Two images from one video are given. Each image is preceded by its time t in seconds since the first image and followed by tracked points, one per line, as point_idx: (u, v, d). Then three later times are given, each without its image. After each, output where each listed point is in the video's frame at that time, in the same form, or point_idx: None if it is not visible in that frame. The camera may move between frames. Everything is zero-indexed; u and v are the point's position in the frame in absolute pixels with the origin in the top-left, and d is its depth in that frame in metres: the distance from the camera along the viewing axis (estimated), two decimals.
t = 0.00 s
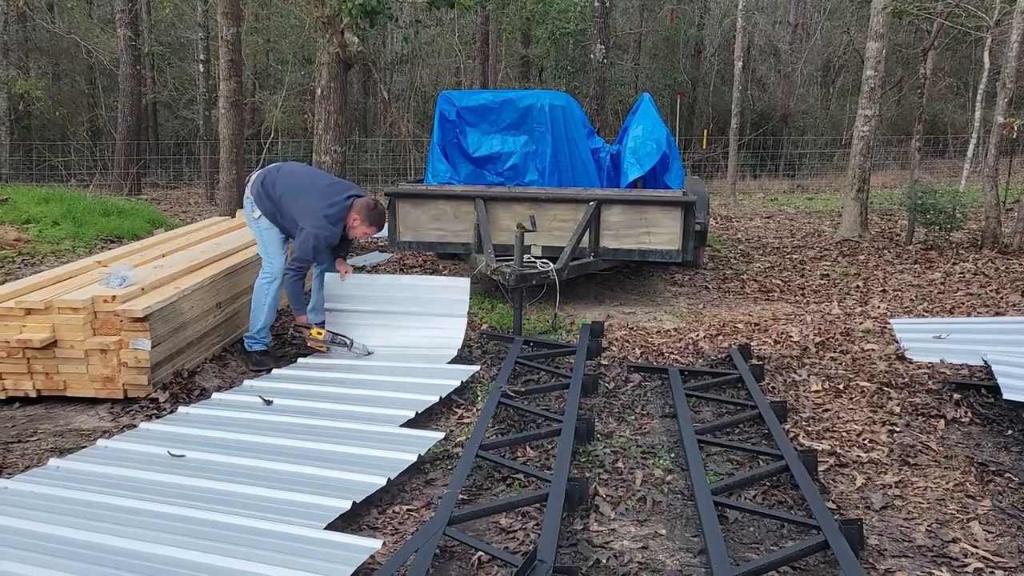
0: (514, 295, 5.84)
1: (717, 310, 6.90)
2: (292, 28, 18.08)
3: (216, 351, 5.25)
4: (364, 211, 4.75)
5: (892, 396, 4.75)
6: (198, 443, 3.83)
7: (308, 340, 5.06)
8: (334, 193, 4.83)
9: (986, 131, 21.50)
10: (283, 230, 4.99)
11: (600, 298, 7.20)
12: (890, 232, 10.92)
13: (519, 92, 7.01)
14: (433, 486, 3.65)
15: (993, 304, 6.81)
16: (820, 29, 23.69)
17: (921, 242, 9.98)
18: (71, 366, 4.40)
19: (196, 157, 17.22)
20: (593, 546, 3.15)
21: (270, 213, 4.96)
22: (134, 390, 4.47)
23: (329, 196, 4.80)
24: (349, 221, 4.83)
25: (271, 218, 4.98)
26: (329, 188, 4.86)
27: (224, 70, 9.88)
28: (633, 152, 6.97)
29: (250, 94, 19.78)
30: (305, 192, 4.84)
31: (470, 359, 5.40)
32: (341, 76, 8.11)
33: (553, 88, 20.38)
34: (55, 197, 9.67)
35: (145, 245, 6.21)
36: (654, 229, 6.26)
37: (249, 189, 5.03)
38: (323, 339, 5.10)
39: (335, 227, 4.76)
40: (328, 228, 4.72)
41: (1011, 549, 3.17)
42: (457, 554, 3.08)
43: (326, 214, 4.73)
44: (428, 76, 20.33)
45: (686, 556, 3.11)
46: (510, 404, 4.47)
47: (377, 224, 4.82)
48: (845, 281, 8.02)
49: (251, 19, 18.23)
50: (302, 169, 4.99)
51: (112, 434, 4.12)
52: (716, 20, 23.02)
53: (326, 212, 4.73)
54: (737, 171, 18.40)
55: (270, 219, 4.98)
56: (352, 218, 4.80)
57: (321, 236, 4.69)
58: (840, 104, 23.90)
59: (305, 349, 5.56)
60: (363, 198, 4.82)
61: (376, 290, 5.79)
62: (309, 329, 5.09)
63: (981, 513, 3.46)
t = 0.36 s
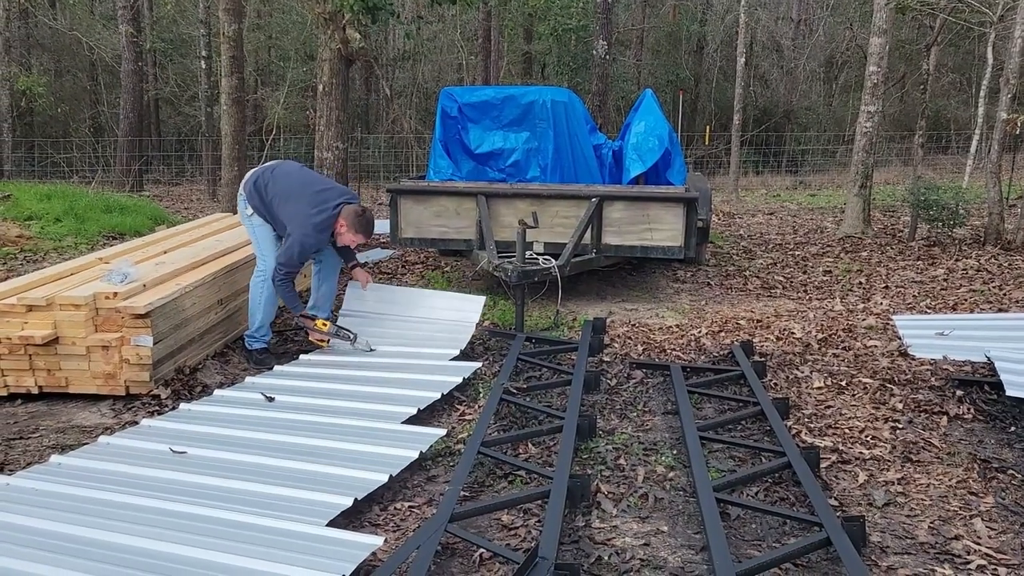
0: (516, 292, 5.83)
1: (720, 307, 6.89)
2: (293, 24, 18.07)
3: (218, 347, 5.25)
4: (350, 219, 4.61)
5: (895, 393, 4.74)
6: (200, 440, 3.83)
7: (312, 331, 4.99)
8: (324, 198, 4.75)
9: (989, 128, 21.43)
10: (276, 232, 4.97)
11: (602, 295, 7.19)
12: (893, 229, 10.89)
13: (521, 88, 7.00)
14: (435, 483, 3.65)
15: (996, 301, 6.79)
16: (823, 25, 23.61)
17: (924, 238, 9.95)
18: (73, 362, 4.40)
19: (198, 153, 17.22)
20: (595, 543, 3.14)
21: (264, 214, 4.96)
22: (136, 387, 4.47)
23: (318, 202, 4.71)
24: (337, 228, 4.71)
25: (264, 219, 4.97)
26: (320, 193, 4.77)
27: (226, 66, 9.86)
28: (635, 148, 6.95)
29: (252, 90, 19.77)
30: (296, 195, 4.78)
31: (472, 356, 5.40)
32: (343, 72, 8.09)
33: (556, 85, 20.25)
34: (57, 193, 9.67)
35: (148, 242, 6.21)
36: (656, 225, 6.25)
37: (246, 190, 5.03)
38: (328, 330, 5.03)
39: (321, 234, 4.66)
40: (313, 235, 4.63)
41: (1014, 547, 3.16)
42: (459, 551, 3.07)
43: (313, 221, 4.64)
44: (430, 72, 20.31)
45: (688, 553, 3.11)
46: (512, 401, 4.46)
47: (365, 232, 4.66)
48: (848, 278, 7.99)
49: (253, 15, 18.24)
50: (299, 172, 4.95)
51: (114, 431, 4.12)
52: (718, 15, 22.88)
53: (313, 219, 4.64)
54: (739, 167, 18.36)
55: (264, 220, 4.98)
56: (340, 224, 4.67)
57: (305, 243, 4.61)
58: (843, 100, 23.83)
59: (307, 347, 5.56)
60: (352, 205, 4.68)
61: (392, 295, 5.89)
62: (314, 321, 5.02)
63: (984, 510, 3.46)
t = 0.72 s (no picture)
0: (518, 288, 5.82)
1: (723, 302, 6.88)
2: (296, 21, 17.98)
3: (221, 344, 5.26)
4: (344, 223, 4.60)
5: (898, 388, 4.74)
6: (203, 436, 3.84)
7: (314, 331, 5.02)
8: (321, 201, 4.73)
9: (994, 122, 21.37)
10: (274, 232, 4.97)
11: (605, 291, 7.19)
12: (897, 224, 10.86)
13: (524, 84, 6.99)
14: (438, 479, 3.65)
15: (1000, 296, 6.77)
16: (827, 20, 23.53)
17: (927, 233, 9.92)
18: (76, 358, 4.40)
19: (201, 150, 17.24)
20: (597, 539, 3.14)
21: (263, 213, 4.96)
22: (139, 383, 4.47)
23: (315, 204, 4.70)
24: (333, 231, 4.70)
25: (263, 217, 4.97)
26: (317, 195, 4.76)
27: (228, 62, 9.86)
28: (638, 144, 6.93)
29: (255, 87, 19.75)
30: (294, 197, 4.78)
31: (474, 352, 5.40)
32: (345, 68, 8.08)
33: (559, 81, 20.20)
34: (60, 190, 9.67)
35: (152, 239, 6.23)
36: (659, 221, 6.24)
37: (244, 189, 5.03)
38: (329, 330, 5.06)
39: (316, 237, 4.65)
40: (309, 238, 4.63)
41: (1018, 543, 3.16)
42: (462, 547, 3.07)
43: (309, 223, 4.63)
44: (433, 68, 20.30)
45: (690, 549, 3.10)
46: (515, 397, 4.46)
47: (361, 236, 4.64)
48: (851, 274, 7.98)
49: (256, 11, 18.25)
50: (300, 173, 4.94)
51: (117, 427, 4.13)
52: (721, 11, 22.88)
53: (308, 221, 4.63)
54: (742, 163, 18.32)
55: (263, 219, 4.98)
56: (336, 228, 4.66)
57: (300, 245, 4.60)
58: (847, 96, 23.77)
59: (310, 344, 5.56)
60: (349, 208, 4.67)
61: (394, 296, 5.91)
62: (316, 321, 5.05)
63: (988, 506, 3.45)
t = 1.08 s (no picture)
0: (521, 285, 5.82)
1: (725, 299, 6.87)
2: (298, 18, 18.00)
3: (224, 341, 5.27)
4: (344, 222, 4.58)
5: (901, 385, 4.73)
6: (206, 433, 3.84)
7: (318, 327, 5.03)
8: (322, 200, 4.72)
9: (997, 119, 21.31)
10: (277, 230, 4.98)
11: (608, 288, 7.18)
12: (900, 221, 10.83)
13: (527, 80, 6.98)
14: (440, 476, 3.65)
15: (1003, 293, 6.76)
16: (830, 15, 23.44)
17: (930, 230, 9.90)
18: (79, 355, 4.41)
19: (204, 148, 17.25)
20: (599, 536, 3.15)
21: (265, 212, 4.96)
22: (142, 380, 4.48)
23: (316, 203, 4.70)
24: (333, 231, 4.68)
25: (266, 216, 4.98)
26: (318, 195, 4.75)
27: (231, 59, 9.84)
28: (640, 140, 6.93)
29: (257, 84, 19.73)
30: (295, 195, 4.78)
31: (477, 349, 5.40)
32: (348, 65, 8.08)
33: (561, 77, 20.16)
34: (63, 187, 9.68)
35: (156, 235, 6.24)
36: (662, 218, 6.23)
37: (248, 187, 5.05)
38: (335, 327, 5.06)
39: (317, 236, 4.64)
40: (309, 237, 4.62)
41: (1021, 540, 3.15)
42: (464, 544, 3.07)
43: (309, 223, 4.62)
44: (435, 65, 20.27)
45: (693, 546, 3.11)
46: (517, 394, 4.46)
47: (361, 236, 4.61)
48: (854, 270, 7.96)
49: (258, 9, 18.26)
50: (302, 172, 4.93)
51: (120, 424, 4.14)
52: (725, 7, 22.84)
53: (309, 220, 4.63)
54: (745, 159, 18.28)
55: (265, 217, 4.99)
56: (335, 227, 4.65)
57: (300, 245, 4.60)
58: (850, 92, 23.73)
59: (313, 341, 5.56)
60: (349, 208, 4.64)
61: (396, 292, 5.88)
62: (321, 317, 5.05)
63: (991, 503, 3.45)
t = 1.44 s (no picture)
0: (523, 283, 5.81)
1: (727, 298, 6.87)
2: (301, 16, 18.19)
3: (226, 339, 5.28)
4: (346, 221, 4.57)
5: (904, 383, 4.72)
6: (208, 432, 3.85)
7: (323, 326, 4.97)
8: (324, 199, 4.72)
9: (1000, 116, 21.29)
10: (280, 230, 4.98)
11: (610, 286, 7.18)
12: (903, 219, 10.81)
13: (528, 79, 6.97)
14: (442, 474, 3.66)
15: (1006, 291, 6.75)
16: (832, 13, 23.38)
17: (933, 228, 9.88)
18: (82, 354, 4.42)
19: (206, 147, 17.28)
20: (602, 534, 3.15)
21: (268, 212, 4.96)
22: (145, 379, 4.49)
23: (318, 203, 4.70)
24: (335, 230, 4.68)
25: (269, 216, 4.98)
26: (321, 194, 4.75)
27: (233, 58, 9.85)
28: (643, 139, 6.92)
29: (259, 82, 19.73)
30: (298, 195, 4.77)
31: (479, 348, 5.41)
32: (349, 64, 8.08)
33: (563, 75, 20.14)
34: (66, 187, 9.70)
35: (158, 234, 6.25)
36: (664, 217, 6.23)
37: (250, 187, 5.05)
38: (339, 325, 5.02)
39: (319, 236, 4.64)
40: (312, 236, 4.62)
41: None
42: (467, 543, 3.08)
43: (312, 222, 4.62)
44: (438, 64, 20.24)
45: (695, 544, 3.11)
46: (519, 392, 4.46)
47: (363, 234, 4.60)
48: (857, 268, 7.96)
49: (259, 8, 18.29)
50: (304, 172, 4.93)
51: (123, 423, 4.15)
52: (727, 6, 22.81)
53: (312, 219, 4.63)
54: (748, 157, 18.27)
55: (268, 217, 4.99)
56: (338, 226, 4.64)
57: (303, 244, 4.59)
58: (853, 90, 23.70)
59: (315, 340, 5.57)
60: (351, 207, 4.64)
61: (397, 291, 5.86)
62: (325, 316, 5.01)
63: (993, 501, 3.44)
